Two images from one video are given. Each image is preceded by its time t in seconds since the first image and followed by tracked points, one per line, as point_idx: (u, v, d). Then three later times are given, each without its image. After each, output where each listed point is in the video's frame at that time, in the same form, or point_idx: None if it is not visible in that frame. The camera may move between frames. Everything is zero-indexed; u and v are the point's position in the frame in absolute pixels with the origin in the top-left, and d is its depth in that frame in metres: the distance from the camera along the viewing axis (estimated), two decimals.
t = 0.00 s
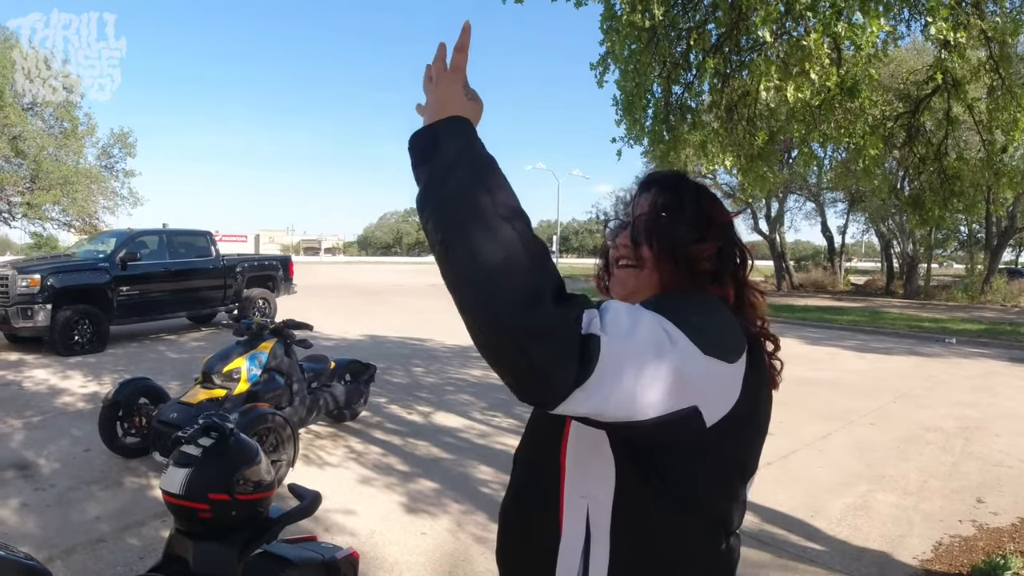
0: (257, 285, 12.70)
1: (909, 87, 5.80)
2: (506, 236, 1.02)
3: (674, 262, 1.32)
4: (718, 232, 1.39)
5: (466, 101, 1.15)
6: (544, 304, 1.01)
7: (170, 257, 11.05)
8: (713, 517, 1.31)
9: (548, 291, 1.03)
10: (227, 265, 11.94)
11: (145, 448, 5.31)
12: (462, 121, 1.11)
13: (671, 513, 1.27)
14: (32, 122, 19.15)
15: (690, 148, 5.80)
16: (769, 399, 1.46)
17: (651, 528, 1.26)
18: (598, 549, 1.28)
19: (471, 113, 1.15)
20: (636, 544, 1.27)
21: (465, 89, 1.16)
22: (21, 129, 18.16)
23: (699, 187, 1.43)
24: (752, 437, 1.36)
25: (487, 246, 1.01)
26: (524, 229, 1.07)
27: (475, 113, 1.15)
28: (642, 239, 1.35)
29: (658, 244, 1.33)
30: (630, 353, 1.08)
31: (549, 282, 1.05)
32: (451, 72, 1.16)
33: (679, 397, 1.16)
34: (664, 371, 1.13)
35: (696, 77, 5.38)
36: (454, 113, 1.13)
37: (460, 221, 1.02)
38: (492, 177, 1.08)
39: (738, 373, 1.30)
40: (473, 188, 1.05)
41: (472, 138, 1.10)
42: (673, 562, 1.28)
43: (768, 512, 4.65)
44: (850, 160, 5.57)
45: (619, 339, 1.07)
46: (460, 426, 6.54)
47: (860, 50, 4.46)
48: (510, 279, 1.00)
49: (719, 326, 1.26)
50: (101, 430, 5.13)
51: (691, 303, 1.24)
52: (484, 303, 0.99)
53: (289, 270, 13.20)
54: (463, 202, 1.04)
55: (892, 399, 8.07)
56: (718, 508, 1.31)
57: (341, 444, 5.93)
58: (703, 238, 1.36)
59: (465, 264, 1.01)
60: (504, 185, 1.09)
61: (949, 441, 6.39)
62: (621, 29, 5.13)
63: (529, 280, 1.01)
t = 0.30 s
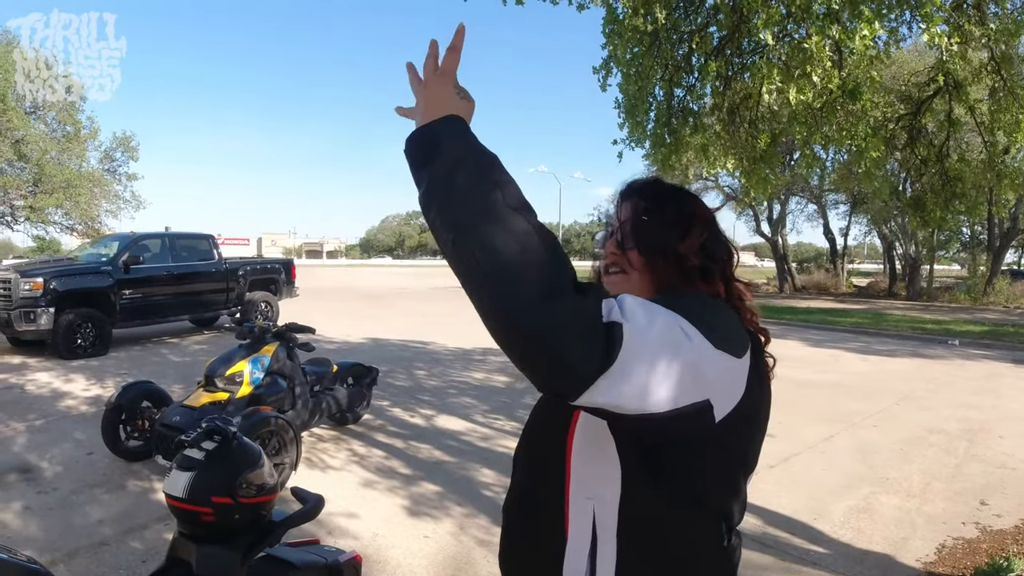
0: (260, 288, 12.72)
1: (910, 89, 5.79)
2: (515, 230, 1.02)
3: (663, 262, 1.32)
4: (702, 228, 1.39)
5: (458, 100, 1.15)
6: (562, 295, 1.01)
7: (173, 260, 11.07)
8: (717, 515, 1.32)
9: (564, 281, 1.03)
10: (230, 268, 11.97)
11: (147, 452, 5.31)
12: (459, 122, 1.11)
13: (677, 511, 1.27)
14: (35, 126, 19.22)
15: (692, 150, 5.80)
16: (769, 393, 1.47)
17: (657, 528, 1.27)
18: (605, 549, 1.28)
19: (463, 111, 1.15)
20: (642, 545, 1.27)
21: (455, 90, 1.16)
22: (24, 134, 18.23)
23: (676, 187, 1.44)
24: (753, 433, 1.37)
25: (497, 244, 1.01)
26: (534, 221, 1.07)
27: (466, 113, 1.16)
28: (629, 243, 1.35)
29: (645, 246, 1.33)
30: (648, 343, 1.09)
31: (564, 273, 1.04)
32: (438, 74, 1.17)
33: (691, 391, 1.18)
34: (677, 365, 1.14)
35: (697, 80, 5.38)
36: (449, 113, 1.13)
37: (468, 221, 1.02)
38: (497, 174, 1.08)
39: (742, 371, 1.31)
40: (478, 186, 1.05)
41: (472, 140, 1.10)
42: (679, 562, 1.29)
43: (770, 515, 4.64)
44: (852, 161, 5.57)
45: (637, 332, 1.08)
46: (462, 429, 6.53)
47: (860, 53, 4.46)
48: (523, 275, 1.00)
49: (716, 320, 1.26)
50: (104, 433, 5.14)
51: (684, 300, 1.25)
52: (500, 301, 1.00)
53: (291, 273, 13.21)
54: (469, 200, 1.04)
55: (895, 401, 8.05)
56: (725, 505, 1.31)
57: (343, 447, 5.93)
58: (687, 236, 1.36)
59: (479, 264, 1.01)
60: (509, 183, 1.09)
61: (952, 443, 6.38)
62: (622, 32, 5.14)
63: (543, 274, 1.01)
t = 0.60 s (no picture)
0: (262, 291, 12.74)
1: (912, 91, 5.80)
2: (488, 271, 1.02)
3: (644, 274, 1.30)
4: (681, 231, 1.35)
5: (401, 143, 1.15)
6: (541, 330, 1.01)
7: (175, 264, 11.09)
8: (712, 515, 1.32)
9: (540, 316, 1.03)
10: (232, 271, 11.98)
11: (149, 454, 5.32)
12: (414, 168, 1.11)
13: (672, 516, 1.27)
14: (37, 130, 19.28)
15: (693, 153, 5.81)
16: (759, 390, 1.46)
17: (654, 533, 1.26)
18: (604, 554, 1.28)
19: (414, 155, 1.15)
20: (641, 551, 1.27)
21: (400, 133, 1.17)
22: (26, 137, 18.27)
23: (651, 187, 1.39)
24: (744, 433, 1.37)
25: (470, 287, 1.00)
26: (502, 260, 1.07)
27: (418, 155, 1.15)
28: (607, 258, 1.33)
29: (623, 257, 1.31)
30: (632, 371, 1.09)
31: (540, 308, 1.05)
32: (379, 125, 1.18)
33: (678, 406, 1.17)
34: (663, 385, 1.13)
35: (698, 82, 5.39)
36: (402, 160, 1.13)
37: (438, 268, 1.01)
38: (459, 217, 1.08)
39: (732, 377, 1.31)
40: (445, 232, 1.04)
41: (429, 185, 1.10)
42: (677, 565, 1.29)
43: (772, 517, 4.64)
44: (853, 164, 5.58)
45: (620, 359, 1.08)
46: (464, 432, 6.53)
47: (861, 55, 4.47)
48: (501, 314, 0.99)
49: (703, 332, 1.24)
50: (106, 436, 5.15)
51: (667, 314, 1.23)
52: (478, 342, 1.00)
53: (293, 276, 13.23)
54: (434, 246, 1.03)
55: (897, 404, 8.04)
56: (720, 506, 1.32)
57: (345, 450, 5.94)
58: (665, 242, 1.33)
59: (452, 308, 1.00)
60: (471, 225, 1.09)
61: (955, 445, 6.36)
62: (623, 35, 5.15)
63: (521, 311, 1.01)
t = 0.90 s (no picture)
0: (263, 293, 12.75)
1: (913, 92, 5.79)
2: (442, 338, 1.06)
3: (619, 285, 1.28)
4: (652, 233, 1.31)
5: (352, 212, 1.18)
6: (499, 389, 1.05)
7: (177, 265, 11.11)
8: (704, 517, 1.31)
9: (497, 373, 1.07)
10: (233, 273, 12.00)
11: (150, 456, 5.33)
12: (368, 243, 1.16)
13: (665, 523, 1.26)
14: (39, 132, 19.32)
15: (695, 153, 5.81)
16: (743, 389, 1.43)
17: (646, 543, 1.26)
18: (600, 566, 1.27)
19: (369, 224, 1.19)
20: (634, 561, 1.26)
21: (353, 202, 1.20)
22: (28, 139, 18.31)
23: (616, 189, 1.34)
24: (732, 437, 1.35)
25: (424, 356, 1.05)
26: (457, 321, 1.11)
27: (372, 222, 1.19)
28: (580, 268, 1.31)
29: (597, 270, 1.28)
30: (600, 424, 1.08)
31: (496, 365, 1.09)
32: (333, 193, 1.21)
33: (654, 439, 1.15)
34: (641, 414, 1.11)
35: (699, 83, 5.39)
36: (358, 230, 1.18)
37: (392, 341, 1.06)
38: (411, 286, 1.12)
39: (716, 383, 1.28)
40: (397, 305, 1.08)
41: (381, 257, 1.14)
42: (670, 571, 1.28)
43: (774, 518, 4.64)
44: (854, 164, 5.57)
45: (588, 414, 1.07)
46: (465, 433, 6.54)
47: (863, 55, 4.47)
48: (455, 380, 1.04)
49: (685, 343, 1.20)
50: (108, 437, 5.16)
51: (648, 325, 1.20)
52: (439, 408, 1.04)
53: (295, 277, 13.25)
54: (388, 320, 1.08)
55: (899, 405, 8.03)
56: (711, 509, 1.32)
57: (347, 451, 5.94)
58: (637, 247, 1.29)
59: (409, 379, 1.05)
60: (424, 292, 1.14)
61: (957, 446, 6.36)
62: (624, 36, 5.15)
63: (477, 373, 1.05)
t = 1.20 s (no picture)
0: (267, 292, 12.78)
1: (915, 91, 5.78)
2: (402, 446, 1.06)
3: (598, 296, 1.26)
4: (630, 238, 1.29)
5: (301, 314, 1.17)
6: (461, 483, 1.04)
7: (181, 265, 11.13)
8: (701, 520, 1.27)
9: (455, 465, 1.06)
10: (237, 273, 12.03)
11: (153, 455, 5.34)
12: (321, 346, 1.13)
13: (665, 528, 1.22)
14: (43, 132, 19.39)
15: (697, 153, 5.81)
16: (732, 386, 1.37)
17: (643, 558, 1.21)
18: None
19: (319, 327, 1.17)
20: None
21: (301, 301, 1.18)
22: (32, 139, 18.40)
23: (590, 194, 1.32)
24: (725, 435, 1.29)
25: (386, 460, 1.06)
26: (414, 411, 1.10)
27: (323, 325, 1.17)
28: (556, 281, 1.30)
29: (575, 283, 1.27)
30: (569, 487, 1.05)
31: (458, 452, 1.07)
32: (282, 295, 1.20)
33: (631, 477, 1.10)
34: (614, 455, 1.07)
35: (701, 83, 5.39)
36: (311, 332, 1.17)
37: (354, 449, 1.08)
38: (367, 381, 1.11)
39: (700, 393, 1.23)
40: (352, 409, 1.08)
41: (335, 356, 1.12)
42: None
43: (777, 518, 4.63)
44: (857, 164, 5.57)
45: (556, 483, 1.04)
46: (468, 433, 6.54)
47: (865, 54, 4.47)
48: (418, 482, 1.05)
49: (664, 362, 1.15)
50: (112, 436, 5.19)
51: (626, 338, 1.18)
52: (408, 507, 1.07)
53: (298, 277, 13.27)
54: (352, 431, 1.08)
55: (903, 405, 8.01)
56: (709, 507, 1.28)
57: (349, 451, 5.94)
58: (614, 256, 1.27)
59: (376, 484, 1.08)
60: (383, 380, 1.12)
61: (960, 447, 6.34)
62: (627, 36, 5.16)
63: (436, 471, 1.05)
